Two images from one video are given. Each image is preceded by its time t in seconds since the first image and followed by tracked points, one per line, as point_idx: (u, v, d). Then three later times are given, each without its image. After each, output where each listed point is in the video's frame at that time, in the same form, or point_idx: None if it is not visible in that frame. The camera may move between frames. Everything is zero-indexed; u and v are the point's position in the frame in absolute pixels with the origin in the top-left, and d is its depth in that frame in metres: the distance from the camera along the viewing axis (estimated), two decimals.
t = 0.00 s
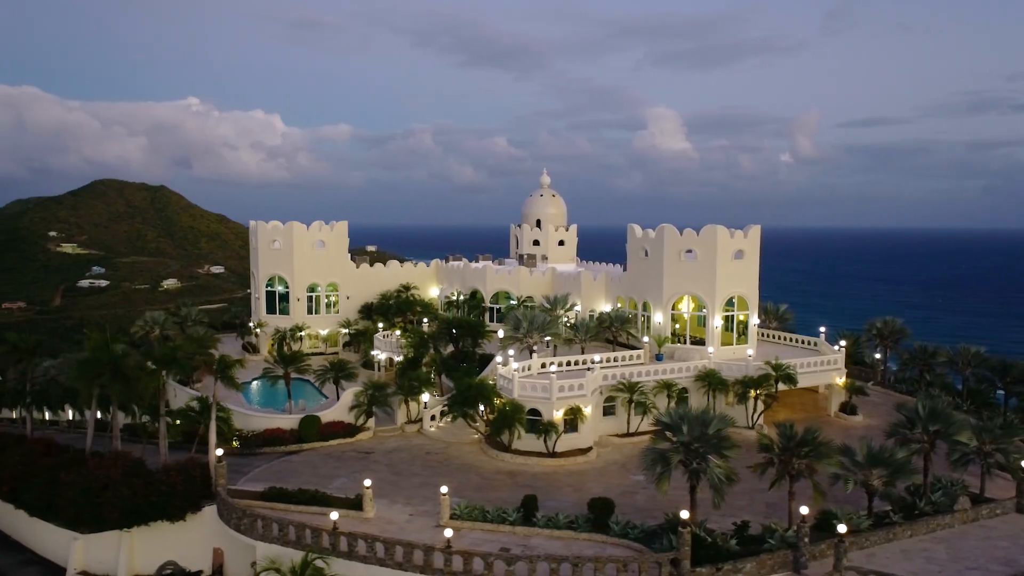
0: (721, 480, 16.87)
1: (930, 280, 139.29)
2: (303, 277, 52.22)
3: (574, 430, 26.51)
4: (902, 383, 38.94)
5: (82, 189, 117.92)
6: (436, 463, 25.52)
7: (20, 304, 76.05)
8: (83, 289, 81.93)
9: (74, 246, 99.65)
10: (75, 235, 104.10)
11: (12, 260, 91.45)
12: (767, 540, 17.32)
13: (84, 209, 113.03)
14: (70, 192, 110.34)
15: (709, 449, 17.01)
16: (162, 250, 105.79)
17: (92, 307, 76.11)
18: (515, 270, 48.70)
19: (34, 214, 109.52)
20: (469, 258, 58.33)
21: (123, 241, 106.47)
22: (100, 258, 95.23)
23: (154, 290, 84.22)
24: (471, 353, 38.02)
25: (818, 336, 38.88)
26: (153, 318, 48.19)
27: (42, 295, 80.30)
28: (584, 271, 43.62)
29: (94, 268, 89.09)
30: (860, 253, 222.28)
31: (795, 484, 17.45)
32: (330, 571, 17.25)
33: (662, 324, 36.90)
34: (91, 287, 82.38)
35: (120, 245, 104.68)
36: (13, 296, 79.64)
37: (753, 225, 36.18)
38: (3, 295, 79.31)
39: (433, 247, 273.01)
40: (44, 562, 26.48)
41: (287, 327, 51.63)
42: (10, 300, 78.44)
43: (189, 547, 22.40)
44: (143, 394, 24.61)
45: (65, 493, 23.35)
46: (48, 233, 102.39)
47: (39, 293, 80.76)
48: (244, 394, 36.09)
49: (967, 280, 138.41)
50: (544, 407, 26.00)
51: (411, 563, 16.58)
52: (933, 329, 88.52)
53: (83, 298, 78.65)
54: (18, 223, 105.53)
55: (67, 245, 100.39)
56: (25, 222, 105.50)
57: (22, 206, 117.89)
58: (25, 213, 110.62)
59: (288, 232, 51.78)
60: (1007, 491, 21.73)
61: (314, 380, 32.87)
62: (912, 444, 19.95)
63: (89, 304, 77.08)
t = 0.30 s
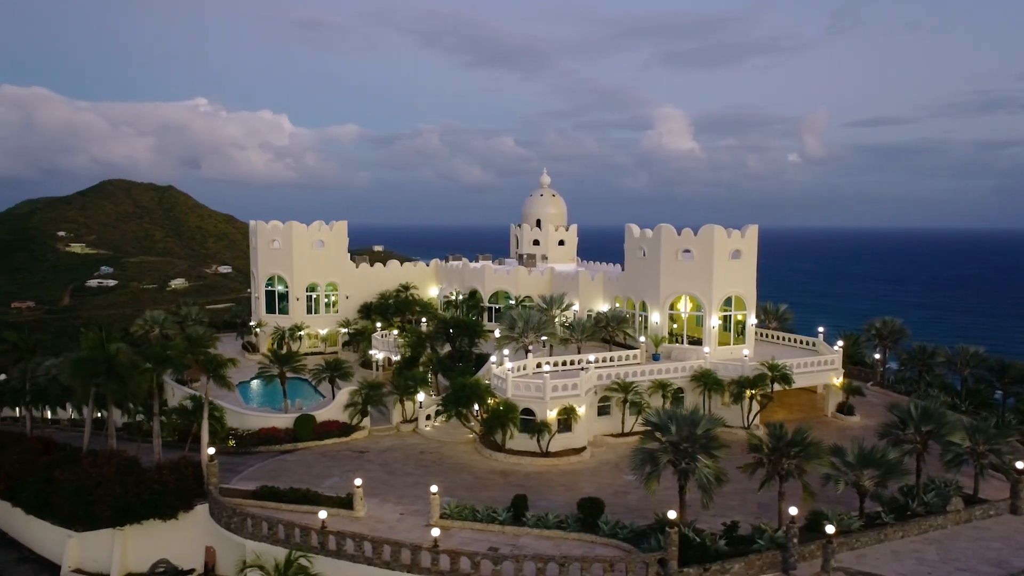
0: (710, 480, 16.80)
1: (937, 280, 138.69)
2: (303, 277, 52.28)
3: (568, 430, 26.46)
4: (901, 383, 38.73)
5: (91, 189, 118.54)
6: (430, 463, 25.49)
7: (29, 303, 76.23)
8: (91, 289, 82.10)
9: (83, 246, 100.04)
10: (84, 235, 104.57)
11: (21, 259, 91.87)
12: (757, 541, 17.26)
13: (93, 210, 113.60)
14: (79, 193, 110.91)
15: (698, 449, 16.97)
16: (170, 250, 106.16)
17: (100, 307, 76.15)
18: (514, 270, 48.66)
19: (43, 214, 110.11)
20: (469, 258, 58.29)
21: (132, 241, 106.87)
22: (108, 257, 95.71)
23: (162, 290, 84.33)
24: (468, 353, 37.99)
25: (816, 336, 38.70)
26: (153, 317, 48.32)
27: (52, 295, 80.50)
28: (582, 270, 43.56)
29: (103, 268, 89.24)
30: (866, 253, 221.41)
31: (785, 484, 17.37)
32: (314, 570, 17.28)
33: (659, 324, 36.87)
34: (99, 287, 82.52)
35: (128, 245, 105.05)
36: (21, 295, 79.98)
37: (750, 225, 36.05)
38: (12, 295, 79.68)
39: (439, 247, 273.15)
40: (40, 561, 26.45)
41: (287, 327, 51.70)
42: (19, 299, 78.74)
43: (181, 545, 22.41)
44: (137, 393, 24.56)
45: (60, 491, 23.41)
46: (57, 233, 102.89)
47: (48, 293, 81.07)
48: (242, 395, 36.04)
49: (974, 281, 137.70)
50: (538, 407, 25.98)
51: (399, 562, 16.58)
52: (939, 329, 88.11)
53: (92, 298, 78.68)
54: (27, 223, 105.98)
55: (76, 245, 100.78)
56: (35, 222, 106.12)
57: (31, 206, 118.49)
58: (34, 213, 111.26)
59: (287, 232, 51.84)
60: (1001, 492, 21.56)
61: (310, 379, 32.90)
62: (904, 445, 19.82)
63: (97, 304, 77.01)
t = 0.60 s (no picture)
0: (699, 481, 16.77)
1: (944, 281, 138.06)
2: (302, 277, 52.35)
3: (562, 430, 26.42)
4: (901, 383, 38.52)
5: (100, 189, 119.19)
6: (424, 463, 25.46)
7: (39, 303, 76.51)
8: (100, 289, 82.37)
9: (92, 246, 100.42)
10: (93, 235, 105.11)
11: (31, 259, 92.36)
12: (746, 541, 17.20)
13: (102, 210, 114.25)
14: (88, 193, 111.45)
15: (687, 449, 16.94)
16: (178, 250, 106.63)
17: (108, 306, 76.33)
18: (513, 270, 48.65)
19: (52, 214, 110.75)
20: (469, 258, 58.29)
21: (140, 241, 107.30)
22: (116, 257, 96.21)
23: (171, 290, 84.55)
24: (466, 352, 37.98)
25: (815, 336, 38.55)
26: (154, 316, 48.53)
27: (61, 295, 80.85)
28: (580, 270, 43.52)
29: (111, 268, 89.46)
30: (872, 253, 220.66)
31: (775, 485, 17.30)
32: (298, 569, 17.41)
33: (657, 324, 36.85)
34: (108, 287, 82.72)
35: (137, 245, 105.45)
36: (30, 295, 80.37)
37: (748, 225, 35.94)
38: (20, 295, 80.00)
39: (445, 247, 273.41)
40: (35, 558, 26.43)
41: (287, 326, 51.77)
42: (29, 299, 79.11)
43: (174, 543, 22.41)
44: (131, 391, 24.61)
45: (56, 489, 23.49)
46: (66, 233, 103.43)
47: (56, 292, 81.43)
48: (242, 395, 36.02)
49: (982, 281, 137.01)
50: (532, 407, 25.97)
51: (387, 561, 16.56)
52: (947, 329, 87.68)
53: (101, 298, 78.92)
54: (37, 223, 106.42)
55: (85, 245, 101.29)
56: (45, 222, 106.75)
57: (41, 206, 119.14)
58: (44, 213, 111.92)
59: (287, 232, 51.88)
60: (996, 493, 21.40)
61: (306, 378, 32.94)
62: (897, 446, 19.68)
63: (106, 303, 77.10)
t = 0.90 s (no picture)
0: (688, 481, 16.74)
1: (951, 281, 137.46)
2: (303, 276, 52.44)
3: (557, 430, 26.39)
4: (901, 384, 38.32)
5: (110, 189, 119.87)
6: (418, 462, 25.50)
7: (49, 303, 76.89)
8: (109, 288, 82.74)
9: (101, 246, 100.93)
10: (102, 235, 105.69)
11: (41, 258, 92.88)
12: (737, 542, 17.15)
13: (111, 209, 114.86)
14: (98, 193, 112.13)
15: (677, 449, 16.90)
16: (187, 250, 107.10)
17: (117, 305, 76.58)
18: (513, 269, 48.66)
19: (62, 214, 111.45)
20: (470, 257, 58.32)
21: (150, 241, 107.84)
22: (126, 256, 96.76)
23: (178, 289, 84.90)
24: (464, 352, 37.99)
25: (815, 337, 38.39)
26: (155, 316, 48.75)
27: (70, 294, 81.29)
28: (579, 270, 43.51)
29: (120, 268, 89.76)
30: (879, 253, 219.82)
31: (765, 485, 17.22)
32: (284, 567, 17.50)
33: (655, 324, 36.79)
34: (117, 287, 83.05)
35: (147, 245, 105.97)
36: (40, 294, 80.84)
37: (746, 224, 35.85)
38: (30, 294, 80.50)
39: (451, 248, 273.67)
40: (32, 556, 26.51)
41: (287, 326, 51.90)
42: (39, 298, 79.55)
43: (168, 541, 22.43)
44: (126, 389, 24.45)
45: (52, 488, 23.56)
46: (76, 232, 104.04)
47: (65, 292, 81.86)
48: (241, 395, 36.11)
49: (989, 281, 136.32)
50: (527, 407, 25.97)
51: (375, 560, 16.56)
52: (955, 330, 87.20)
53: (110, 297, 79.29)
54: (48, 223, 107.01)
55: (94, 244, 101.88)
56: (55, 222, 107.41)
57: (52, 206, 119.89)
58: (54, 213, 112.61)
59: (287, 232, 51.94)
60: (992, 494, 21.22)
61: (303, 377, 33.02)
62: (890, 446, 19.55)
63: (114, 303, 77.37)
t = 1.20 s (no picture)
0: (678, 481, 16.71)
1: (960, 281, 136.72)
2: (304, 276, 52.50)
3: (552, 430, 26.37)
4: (901, 384, 38.06)
5: (120, 190, 120.63)
6: (413, 462, 25.52)
7: (60, 302, 77.35)
8: (118, 288, 83.21)
9: (111, 246, 101.49)
10: (112, 235, 106.34)
11: (51, 258, 93.41)
12: (727, 542, 17.10)
13: (121, 210, 115.57)
14: (108, 193, 112.85)
15: (667, 449, 16.85)
16: (196, 250, 107.62)
17: (126, 304, 76.91)
18: (513, 269, 48.65)
19: (72, 214, 112.20)
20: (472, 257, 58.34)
21: (159, 241, 108.43)
22: (135, 256, 97.35)
23: (187, 289, 85.24)
24: (462, 352, 37.95)
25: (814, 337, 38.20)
26: (157, 315, 48.87)
27: (79, 293, 81.78)
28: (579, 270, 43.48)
29: (130, 268, 90.17)
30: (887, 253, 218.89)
31: (756, 486, 17.13)
32: (270, 565, 17.59)
33: (653, 324, 36.72)
34: (126, 286, 83.47)
35: (156, 245, 106.54)
36: (50, 293, 81.37)
37: (745, 224, 35.76)
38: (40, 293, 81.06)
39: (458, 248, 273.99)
40: (30, 554, 26.65)
41: (288, 325, 52.00)
42: (49, 297, 80.04)
43: (164, 539, 22.49)
44: (123, 388, 24.53)
45: (48, 485, 23.62)
46: (86, 233, 104.73)
47: (75, 291, 82.37)
48: (240, 395, 36.21)
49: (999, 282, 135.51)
50: (522, 406, 25.97)
51: (365, 559, 16.56)
52: (965, 330, 86.70)
53: (119, 297, 79.67)
54: (59, 223, 107.71)
55: (104, 244, 102.48)
56: (66, 222, 108.13)
57: (63, 206, 120.70)
58: (65, 213, 113.35)
59: (289, 232, 51.98)
60: (988, 495, 20.99)
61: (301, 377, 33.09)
62: (883, 447, 19.43)
63: (123, 302, 77.79)
